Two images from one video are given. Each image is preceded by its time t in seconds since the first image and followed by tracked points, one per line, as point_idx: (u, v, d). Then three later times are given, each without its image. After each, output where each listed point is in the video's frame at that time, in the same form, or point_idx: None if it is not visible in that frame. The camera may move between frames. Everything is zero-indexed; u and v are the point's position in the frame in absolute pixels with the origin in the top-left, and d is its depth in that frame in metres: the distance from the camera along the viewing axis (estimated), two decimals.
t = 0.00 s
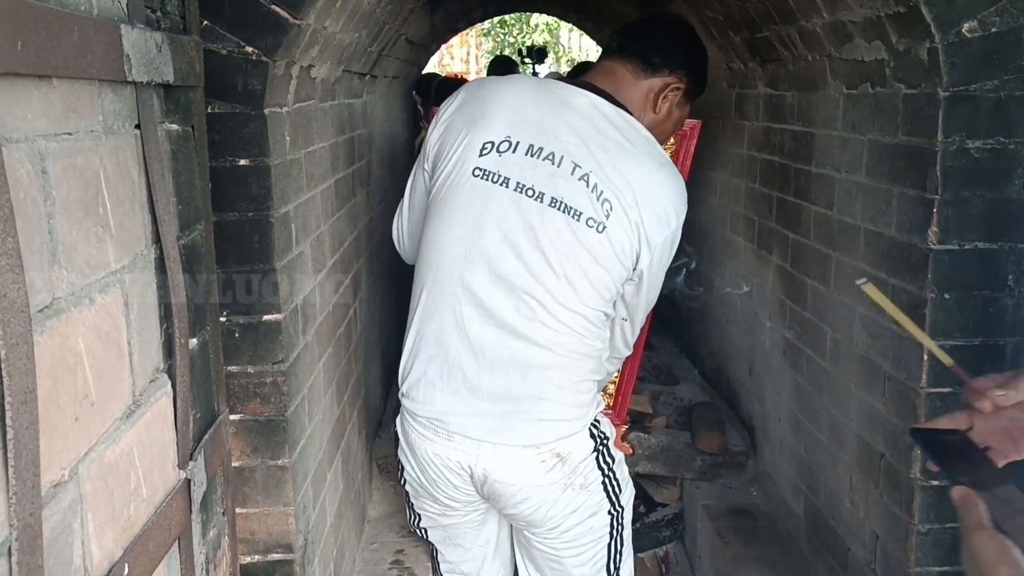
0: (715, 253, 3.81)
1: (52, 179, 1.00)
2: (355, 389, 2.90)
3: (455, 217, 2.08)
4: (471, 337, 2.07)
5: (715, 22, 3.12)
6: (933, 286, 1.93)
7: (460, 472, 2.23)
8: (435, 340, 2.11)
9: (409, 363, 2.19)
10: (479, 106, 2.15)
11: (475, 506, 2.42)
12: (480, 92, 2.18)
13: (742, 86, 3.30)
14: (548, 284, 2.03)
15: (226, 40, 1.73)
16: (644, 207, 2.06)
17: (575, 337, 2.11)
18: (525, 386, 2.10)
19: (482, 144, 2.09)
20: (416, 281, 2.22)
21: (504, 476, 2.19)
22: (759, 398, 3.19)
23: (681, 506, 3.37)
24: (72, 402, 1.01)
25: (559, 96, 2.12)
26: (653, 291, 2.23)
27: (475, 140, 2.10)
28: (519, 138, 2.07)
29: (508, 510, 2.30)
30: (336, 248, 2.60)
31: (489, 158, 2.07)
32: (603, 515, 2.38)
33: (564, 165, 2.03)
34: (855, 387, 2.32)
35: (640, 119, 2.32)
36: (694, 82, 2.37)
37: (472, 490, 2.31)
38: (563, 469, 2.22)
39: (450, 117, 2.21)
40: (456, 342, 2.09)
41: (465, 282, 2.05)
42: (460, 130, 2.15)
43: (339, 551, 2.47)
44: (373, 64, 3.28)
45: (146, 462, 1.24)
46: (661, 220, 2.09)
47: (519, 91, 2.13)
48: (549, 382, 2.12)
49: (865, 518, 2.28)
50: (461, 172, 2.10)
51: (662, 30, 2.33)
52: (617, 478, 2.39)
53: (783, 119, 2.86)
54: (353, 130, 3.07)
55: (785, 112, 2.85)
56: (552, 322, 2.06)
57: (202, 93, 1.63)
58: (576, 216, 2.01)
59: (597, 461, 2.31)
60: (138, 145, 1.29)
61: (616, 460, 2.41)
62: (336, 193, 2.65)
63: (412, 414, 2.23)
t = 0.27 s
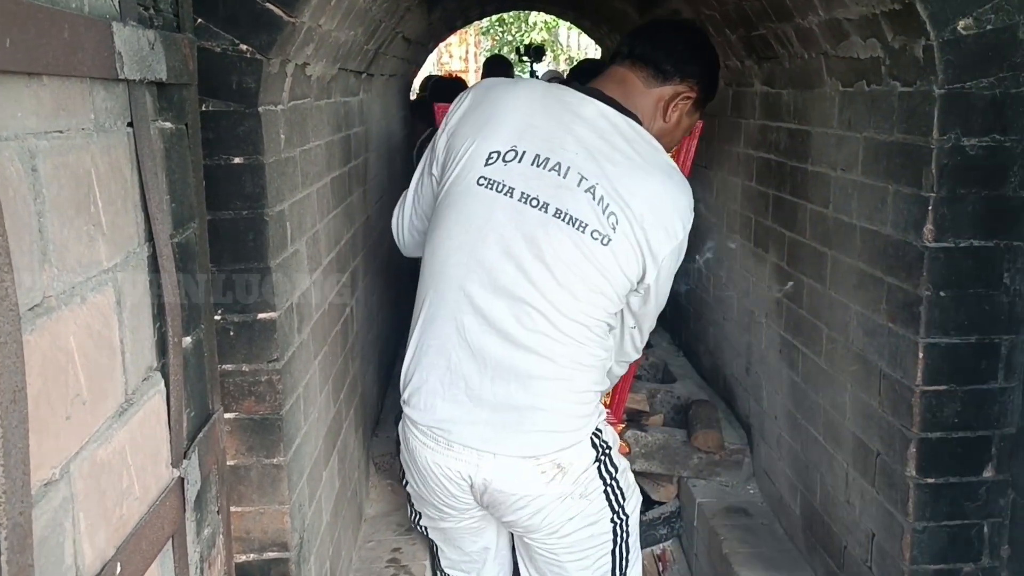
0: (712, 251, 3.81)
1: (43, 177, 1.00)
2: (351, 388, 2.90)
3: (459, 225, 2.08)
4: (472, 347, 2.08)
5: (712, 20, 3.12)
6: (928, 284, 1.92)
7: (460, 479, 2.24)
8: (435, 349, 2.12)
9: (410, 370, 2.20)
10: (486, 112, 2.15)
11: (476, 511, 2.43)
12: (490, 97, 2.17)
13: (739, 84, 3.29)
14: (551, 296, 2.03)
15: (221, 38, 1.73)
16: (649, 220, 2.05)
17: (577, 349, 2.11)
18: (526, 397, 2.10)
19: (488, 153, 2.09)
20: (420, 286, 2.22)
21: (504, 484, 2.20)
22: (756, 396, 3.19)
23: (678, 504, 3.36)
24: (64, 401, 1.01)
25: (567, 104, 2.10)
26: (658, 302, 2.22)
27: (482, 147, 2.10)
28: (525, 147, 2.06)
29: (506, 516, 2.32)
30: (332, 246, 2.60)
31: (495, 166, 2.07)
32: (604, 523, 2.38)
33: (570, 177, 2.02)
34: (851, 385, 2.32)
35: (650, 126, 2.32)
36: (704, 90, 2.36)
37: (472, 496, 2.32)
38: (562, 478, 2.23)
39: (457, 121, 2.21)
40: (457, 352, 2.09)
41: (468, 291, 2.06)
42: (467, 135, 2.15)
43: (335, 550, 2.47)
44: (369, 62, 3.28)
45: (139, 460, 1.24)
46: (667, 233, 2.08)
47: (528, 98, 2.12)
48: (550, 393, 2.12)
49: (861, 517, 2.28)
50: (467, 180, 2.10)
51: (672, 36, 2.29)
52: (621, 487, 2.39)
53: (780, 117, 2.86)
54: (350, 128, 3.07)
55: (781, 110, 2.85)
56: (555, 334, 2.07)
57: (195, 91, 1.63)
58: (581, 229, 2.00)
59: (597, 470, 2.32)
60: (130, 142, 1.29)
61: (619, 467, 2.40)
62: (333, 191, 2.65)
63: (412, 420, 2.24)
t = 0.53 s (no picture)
0: (710, 252, 3.81)
1: (39, 181, 1.00)
2: (349, 388, 2.90)
3: (463, 230, 2.06)
4: (487, 350, 2.05)
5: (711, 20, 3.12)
6: (926, 285, 1.92)
7: (471, 487, 2.20)
8: (447, 355, 2.08)
9: (418, 381, 2.15)
10: (477, 119, 2.14)
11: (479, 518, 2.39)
12: (476, 105, 2.18)
13: (737, 84, 3.29)
14: (561, 293, 2.04)
15: (219, 40, 1.73)
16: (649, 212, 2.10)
17: (585, 345, 2.12)
18: (541, 395, 2.09)
19: (485, 157, 2.09)
20: (417, 297, 2.20)
21: (520, 488, 2.17)
22: (754, 396, 3.19)
23: (678, 505, 3.36)
24: (61, 404, 1.01)
25: (557, 106, 2.13)
26: (654, 295, 2.26)
27: (478, 152, 2.10)
28: (523, 148, 2.07)
29: (519, 522, 2.29)
30: (331, 247, 2.60)
31: (495, 170, 2.07)
32: (608, 519, 2.39)
33: (572, 175, 2.04)
34: (849, 386, 2.32)
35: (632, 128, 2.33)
36: (684, 90, 2.38)
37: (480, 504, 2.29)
38: (575, 477, 2.23)
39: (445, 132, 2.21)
40: (470, 356, 2.06)
41: (477, 295, 2.04)
42: (460, 142, 2.14)
43: (334, 551, 2.47)
44: (367, 62, 3.28)
45: (136, 463, 1.23)
46: (662, 223, 2.13)
47: (516, 101, 2.14)
48: (563, 391, 2.12)
49: (860, 517, 2.28)
50: (466, 185, 2.09)
51: (650, 39, 2.32)
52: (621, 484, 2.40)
53: (778, 118, 2.86)
54: (348, 129, 3.07)
55: (780, 110, 2.84)
56: (566, 330, 2.07)
57: (193, 93, 1.62)
58: (587, 224, 2.02)
59: (605, 468, 2.33)
60: (127, 145, 1.29)
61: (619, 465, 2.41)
62: (331, 192, 2.65)
63: (417, 433, 2.20)
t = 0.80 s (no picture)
0: (704, 251, 3.81)
1: (16, 185, 0.99)
2: (342, 390, 2.90)
3: (445, 225, 2.08)
4: (469, 343, 2.07)
5: (702, 19, 3.11)
6: (915, 283, 1.92)
7: (457, 480, 2.21)
8: (430, 348, 2.10)
9: (403, 375, 2.17)
10: (457, 115, 2.16)
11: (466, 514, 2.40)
12: (457, 100, 2.20)
13: (729, 82, 3.29)
14: (543, 284, 2.05)
15: (205, 41, 1.73)
16: (630, 204, 2.11)
17: (568, 337, 2.14)
18: (524, 387, 2.10)
19: (465, 152, 2.11)
20: (401, 291, 2.21)
21: (505, 480, 2.19)
22: (747, 395, 3.18)
23: (671, 504, 3.36)
24: (39, 409, 1.01)
25: (538, 100, 2.14)
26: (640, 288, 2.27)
27: (459, 147, 2.12)
28: (503, 143, 2.09)
29: (505, 514, 2.30)
30: (321, 248, 2.60)
31: (476, 164, 2.09)
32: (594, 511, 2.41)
33: (551, 168, 2.05)
34: (840, 385, 2.32)
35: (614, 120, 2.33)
36: (668, 82, 2.39)
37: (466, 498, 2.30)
38: (560, 469, 2.24)
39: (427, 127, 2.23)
40: (453, 349, 2.08)
41: (459, 288, 2.06)
42: (441, 138, 2.16)
43: (325, 552, 2.46)
44: (359, 63, 3.28)
45: (118, 466, 1.23)
46: (646, 213, 2.14)
47: (497, 95, 2.15)
48: (546, 382, 2.13)
49: (851, 516, 2.28)
50: (447, 180, 2.11)
51: (636, 31, 2.31)
52: (608, 477, 2.41)
53: (769, 116, 2.86)
54: (339, 129, 3.06)
55: (771, 108, 2.84)
56: (548, 321, 2.09)
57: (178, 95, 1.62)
58: (567, 217, 2.04)
59: (591, 460, 2.34)
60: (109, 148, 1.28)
61: (606, 458, 2.43)
62: (321, 193, 2.65)
63: (402, 426, 2.22)
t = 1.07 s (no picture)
0: (680, 247, 3.82)
1: None
2: (315, 389, 2.91)
3: (412, 217, 2.08)
4: (436, 334, 2.07)
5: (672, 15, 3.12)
6: (871, 277, 1.93)
7: (427, 472, 2.22)
8: (398, 339, 2.10)
9: (374, 366, 2.18)
10: (427, 109, 2.17)
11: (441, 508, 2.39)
12: (428, 94, 2.20)
13: (702, 78, 3.29)
14: (508, 277, 2.04)
15: (158, 42, 1.73)
16: (597, 198, 2.10)
17: (537, 329, 2.13)
18: (491, 378, 2.10)
19: (433, 145, 2.11)
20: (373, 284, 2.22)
21: (474, 471, 2.18)
22: (721, 390, 3.20)
23: (648, 500, 3.37)
24: None
25: (507, 95, 2.14)
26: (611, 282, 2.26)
27: (427, 140, 2.12)
28: (470, 137, 2.09)
29: (478, 506, 2.29)
30: (290, 248, 2.60)
31: (442, 157, 2.09)
32: (569, 508, 2.36)
33: (517, 161, 2.05)
34: (804, 379, 2.33)
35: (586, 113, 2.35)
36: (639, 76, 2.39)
37: (439, 491, 2.30)
38: (530, 461, 2.21)
39: (398, 122, 2.23)
40: (421, 340, 2.08)
41: (426, 281, 2.06)
42: (410, 131, 2.17)
43: (295, 551, 2.48)
44: (331, 63, 3.28)
45: (59, 467, 1.24)
46: (613, 208, 2.13)
47: (466, 90, 2.15)
48: (514, 374, 2.12)
49: (815, 509, 2.29)
50: (415, 173, 2.11)
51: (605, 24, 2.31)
52: (584, 471, 2.37)
53: (738, 112, 2.87)
54: (311, 129, 3.07)
55: (739, 104, 2.85)
56: (515, 314, 2.08)
57: (128, 96, 1.62)
58: (532, 210, 2.03)
59: (563, 453, 2.30)
60: (48, 150, 1.29)
61: (583, 453, 2.39)
62: (290, 193, 2.65)
63: (374, 418, 2.23)
